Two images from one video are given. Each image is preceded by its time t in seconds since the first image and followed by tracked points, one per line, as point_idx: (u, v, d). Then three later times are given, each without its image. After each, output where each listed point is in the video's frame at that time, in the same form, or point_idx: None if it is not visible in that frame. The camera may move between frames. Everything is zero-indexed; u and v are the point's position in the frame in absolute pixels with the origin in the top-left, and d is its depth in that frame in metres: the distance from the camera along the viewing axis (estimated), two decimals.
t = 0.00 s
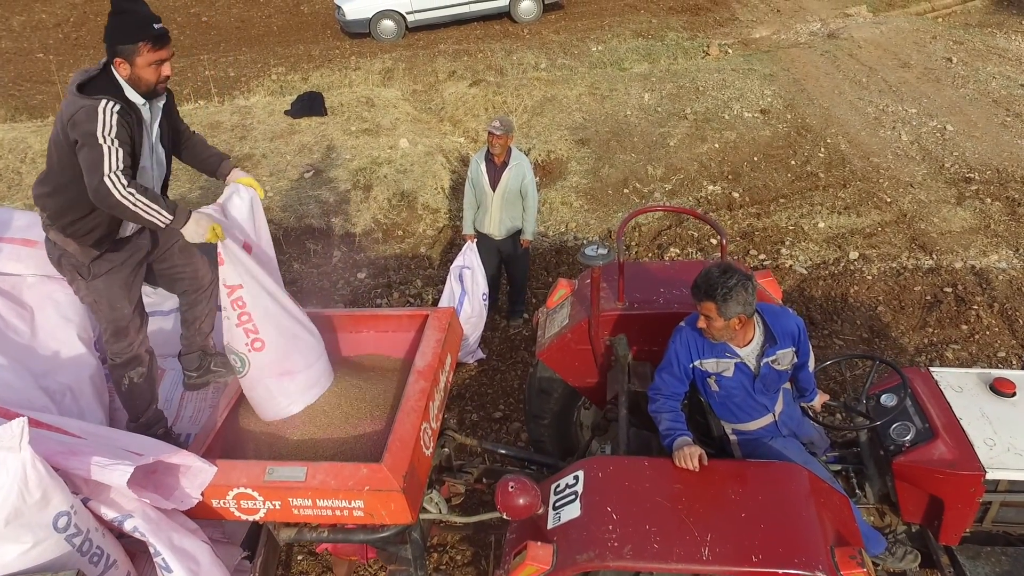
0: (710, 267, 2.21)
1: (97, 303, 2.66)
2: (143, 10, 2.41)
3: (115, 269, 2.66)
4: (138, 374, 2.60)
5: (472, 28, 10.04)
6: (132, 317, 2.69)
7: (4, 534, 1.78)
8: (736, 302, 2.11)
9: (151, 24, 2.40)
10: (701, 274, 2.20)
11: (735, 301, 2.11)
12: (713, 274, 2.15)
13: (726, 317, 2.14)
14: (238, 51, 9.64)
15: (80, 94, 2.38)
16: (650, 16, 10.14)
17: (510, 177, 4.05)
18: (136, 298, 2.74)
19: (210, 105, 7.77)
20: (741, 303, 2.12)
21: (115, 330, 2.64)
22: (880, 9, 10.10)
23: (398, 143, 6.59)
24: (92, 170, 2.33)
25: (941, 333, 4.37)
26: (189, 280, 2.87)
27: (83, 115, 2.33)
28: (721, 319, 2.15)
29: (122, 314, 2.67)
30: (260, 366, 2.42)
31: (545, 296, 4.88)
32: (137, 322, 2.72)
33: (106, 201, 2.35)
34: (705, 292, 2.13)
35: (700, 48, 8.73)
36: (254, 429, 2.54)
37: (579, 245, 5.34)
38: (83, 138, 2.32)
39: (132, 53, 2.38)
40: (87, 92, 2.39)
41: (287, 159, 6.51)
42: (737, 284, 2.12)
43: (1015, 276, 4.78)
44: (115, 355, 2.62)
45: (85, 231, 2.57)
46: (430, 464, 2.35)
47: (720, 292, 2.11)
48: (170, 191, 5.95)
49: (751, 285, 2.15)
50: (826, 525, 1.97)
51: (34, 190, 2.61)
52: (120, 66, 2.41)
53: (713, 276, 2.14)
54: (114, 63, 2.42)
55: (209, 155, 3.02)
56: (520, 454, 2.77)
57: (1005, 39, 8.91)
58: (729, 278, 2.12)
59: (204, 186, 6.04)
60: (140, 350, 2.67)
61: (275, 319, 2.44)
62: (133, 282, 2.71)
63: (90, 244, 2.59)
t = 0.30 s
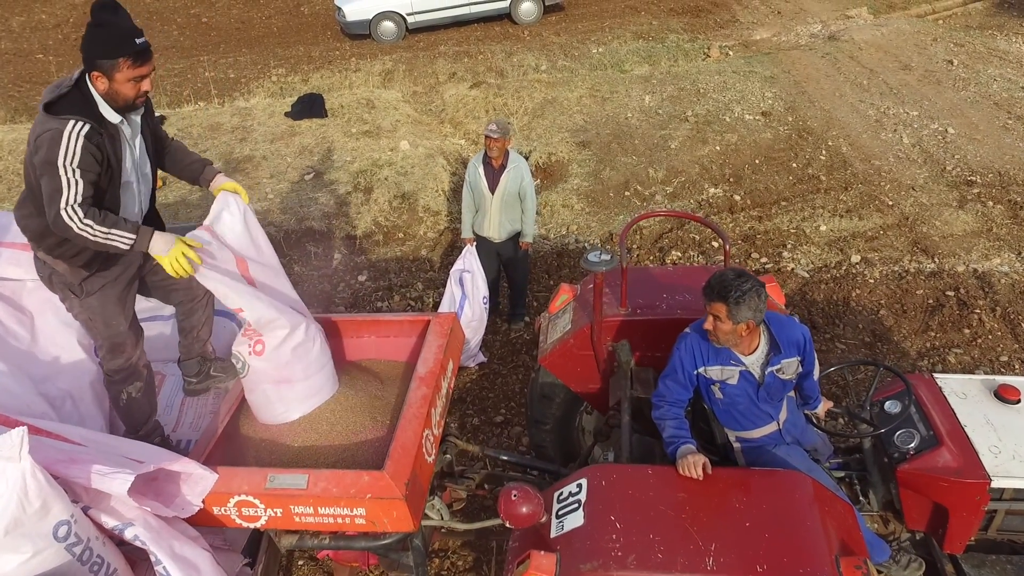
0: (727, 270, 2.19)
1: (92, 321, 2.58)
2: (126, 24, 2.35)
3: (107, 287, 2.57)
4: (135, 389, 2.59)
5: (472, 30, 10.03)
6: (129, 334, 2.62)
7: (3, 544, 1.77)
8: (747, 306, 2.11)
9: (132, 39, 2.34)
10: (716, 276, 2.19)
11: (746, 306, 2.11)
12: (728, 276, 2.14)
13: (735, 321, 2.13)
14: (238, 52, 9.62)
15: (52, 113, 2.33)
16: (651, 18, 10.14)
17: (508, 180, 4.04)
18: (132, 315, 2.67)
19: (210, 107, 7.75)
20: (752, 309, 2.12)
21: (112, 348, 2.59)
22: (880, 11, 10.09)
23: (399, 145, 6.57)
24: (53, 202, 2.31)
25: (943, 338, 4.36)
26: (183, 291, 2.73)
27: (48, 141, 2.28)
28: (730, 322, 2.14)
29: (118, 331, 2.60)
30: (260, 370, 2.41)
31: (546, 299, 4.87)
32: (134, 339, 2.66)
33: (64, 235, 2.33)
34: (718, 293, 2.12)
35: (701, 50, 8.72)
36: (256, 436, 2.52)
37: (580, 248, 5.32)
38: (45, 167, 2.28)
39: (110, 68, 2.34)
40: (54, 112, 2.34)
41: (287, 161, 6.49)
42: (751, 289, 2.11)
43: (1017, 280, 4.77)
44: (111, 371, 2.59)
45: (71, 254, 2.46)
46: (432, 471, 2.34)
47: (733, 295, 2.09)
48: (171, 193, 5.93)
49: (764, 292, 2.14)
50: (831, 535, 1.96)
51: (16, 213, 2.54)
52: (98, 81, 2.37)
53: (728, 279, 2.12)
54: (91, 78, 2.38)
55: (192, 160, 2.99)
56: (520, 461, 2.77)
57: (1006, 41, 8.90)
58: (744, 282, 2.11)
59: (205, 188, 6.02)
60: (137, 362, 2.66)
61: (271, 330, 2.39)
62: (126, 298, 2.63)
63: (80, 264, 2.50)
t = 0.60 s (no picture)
0: (728, 278, 2.19)
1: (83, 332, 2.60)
2: (138, 52, 2.34)
3: (99, 298, 2.61)
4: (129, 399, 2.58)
5: (472, 32, 10.02)
6: (121, 343, 2.65)
7: None
8: (747, 315, 2.10)
9: (141, 68, 2.35)
10: (718, 283, 2.19)
11: (747, 315, 2.10)
12: (729, 284, 2.13)
13: (736, 329, 2.12)
14: (237, 54, 9.61)
15: (47, 129, 2.34)
16: (651, 20, 10.14)
17: (508, 185, 4.03)
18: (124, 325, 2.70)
19: (210, 109, 7.75)
20: (752, 316, 2.11)
21: (103, 357, 2.60)
22: (880, 14, 10.10)
23: (398, 148, 6.57)
24: (77, 223, 2.38)
25: (943, 342, 4.36)
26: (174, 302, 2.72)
27: (53, 161, 2.30)
28: (730, 330, 2.13)
29: (110, 341, 2.62)
30: (262, 375, 2.40)
31: (545, 302, 4.86)
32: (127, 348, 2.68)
33: (101, 250, 2.43)
34: (720, 300, 2.12)
35: (700, 52, 8.72)
36: (255, 443, 2.51)
37: (580, 251, 5.32)
38: (57, 184, 2.32)
39: (112, 92, 2.35)
40: (49, 129, 2.34)
41: (286, 163, 6.48)
42: (752, 298, 2.10)
43: (1017, 284, 4.77)
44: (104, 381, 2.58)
45: (66, 265, 2.52)
46: (431, 479, 2.33)
47: (734, 302, 2.09)
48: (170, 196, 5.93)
49: (764, 301, 2.13)
50: (832, 544, 1.96)
51: (6, 227, 2.54)
52: (94, 99, 2.36)
53: (729, 286, 2.12)
54: (87, 95, 2.37)
55: (171, 171, 3.02)
56: (519, 466, 2.77)
57: (1005, 43, 8.91)
58: (745, 290, 2.10)
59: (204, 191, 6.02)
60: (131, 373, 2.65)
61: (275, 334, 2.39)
62: (118, 309, 2.66)
63: (72, 277, 2.55)
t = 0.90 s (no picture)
0: (721, 286, 2.19)
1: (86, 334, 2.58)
2: (157, 56, 2.37)
3: (102, 301, 2.58)
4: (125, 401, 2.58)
5: (470, 34, 10.02)
6: (121, 347, 2.63)
7: None
8: (742, 323, 2.10)
9: (160, 72, 2.38)
10: (710, 292, 2.19)
11: (741, 323, 2.10)
12: (722, 292, 2.15)
13: (730, 337, 2.12)
14: (236, 56, 9.61)
15: (66, 131, 2.34)
16: (650, 22, 10.15)
17: (505, 189, 4.03)
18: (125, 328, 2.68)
19: (208, 111, 7.75)
20: (747, 325, 2.11)
21: (101, 361, 2.58)
22: (878, 16, 10.11)
23: (396, 150, 6.57)
24: (94, 219, 2.34)
25: (940, 345, 4.36)
26: (178, 301, 2.77)
27: (73, 161, 2.29)
28: (724, 338, 2.13)
29: (110, 344, 2.60)
30: (258, 380, 2.40)
31: (543, 306, 4.86)
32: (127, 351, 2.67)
33: (121, 246, 2.38)
34: (713, 308, 2.12)
35: (699, 54, 8.73)
36: (250, 449, 2.51)
37: (577, 255, 5.32)
38: (76, 183, 2.30)
39: (133, 94, 2.37)
40: (71, 132, 2.34)
41: (283, 166, 6.48)
42: (745, 306, 2.11)
43: (1014, 287, 4.77)
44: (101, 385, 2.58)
45: (71, 268, 2.48)
46: (427, 484, 2.32)
47: (727, 310, 2.09)
48: (167, 199, 5.92)
49: (757, 308, 2.14)
50: (826, 550, 1.96)
51: (13, 228, 2.52)
52: (115, 103, 2.39)
53: (722, 294, 2.13)
54: (108, 98, 2.39)
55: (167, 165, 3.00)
56: (515, 472, 2.77)
57: (1003, 46, 8.92)
58: (738, 298, 2.11)
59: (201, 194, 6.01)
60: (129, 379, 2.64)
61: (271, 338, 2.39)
62: (120, 311, 2.63)
63: (77, 279, 2.51)
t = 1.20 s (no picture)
0: (701, 295, 2.19)
1: (94, 317, 2.63)
2: (179, 38, 2.45)
3: (114, 282, 2.64)
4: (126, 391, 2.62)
5: (465, 36, 10.03)
6: (127, 330, 2.68)
7: None
8: (724, 332, 2.10)
9: (184, 53, 2.46)
10: (691, 303, 2.19)
11: (723, 331, 2.10)
12: (702, 303, 2.14)
13: (713, 346, 2.12)
14: (230, 58, 9.60)
15: (87, 101, 2.41)
16: (644, 24, 10.17)
17: (499, 192, 4.04)
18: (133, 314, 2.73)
19: (202, 114, 7.74)
20: (729, 333, 2.11)
21: (107, 345, 2.63)
22: (872, 17, 10.15)
23: (390, 152, 6.57)
24: (106, 173, 2.37)
25: (933, 346, 4.38)
26: (181, 298, 2.83)
27: (94, 124, 2.35)
28: (708, 348, 2.13)
29: (117, 327, 2.65)
30: (250, 385, 2.40)
31: (537, 308, 4.87)
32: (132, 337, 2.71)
33: (125, 198, 2.40)
34: (694, 321, 2.12)
35: (693, 56, 8.75)
36: (242, 452, 2.50)
37: (571, 257, 5.33)
38: (94, 142, 2.35)
39: (158, 73, 2.43)
40: (92, 101, 2.42)
41: (278, 168, 6.47)
42: (726, 314, 2.10)
43: (1006, 287, 4.80)
44: (104, 370, 2.62)
45: (87, 242, 2.53)
46: (419, 487, 2.33)
47: (708, 322, 2.09)
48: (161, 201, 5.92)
49: (740, 315, 2.13)
50: (817, 551, 1.97)
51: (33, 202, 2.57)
52: (140, 82, 2.45)
53: (701, 305, 2.12)
54: (132, 78, 2.45)
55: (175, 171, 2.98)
56: (508, 475, 2.77)
57: (996, 47, 8.96)
58: (718, 308, 2.11)
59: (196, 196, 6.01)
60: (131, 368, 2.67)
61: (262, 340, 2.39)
62: (129, 295, 2.69)
63: (93, 255, 2.56)
